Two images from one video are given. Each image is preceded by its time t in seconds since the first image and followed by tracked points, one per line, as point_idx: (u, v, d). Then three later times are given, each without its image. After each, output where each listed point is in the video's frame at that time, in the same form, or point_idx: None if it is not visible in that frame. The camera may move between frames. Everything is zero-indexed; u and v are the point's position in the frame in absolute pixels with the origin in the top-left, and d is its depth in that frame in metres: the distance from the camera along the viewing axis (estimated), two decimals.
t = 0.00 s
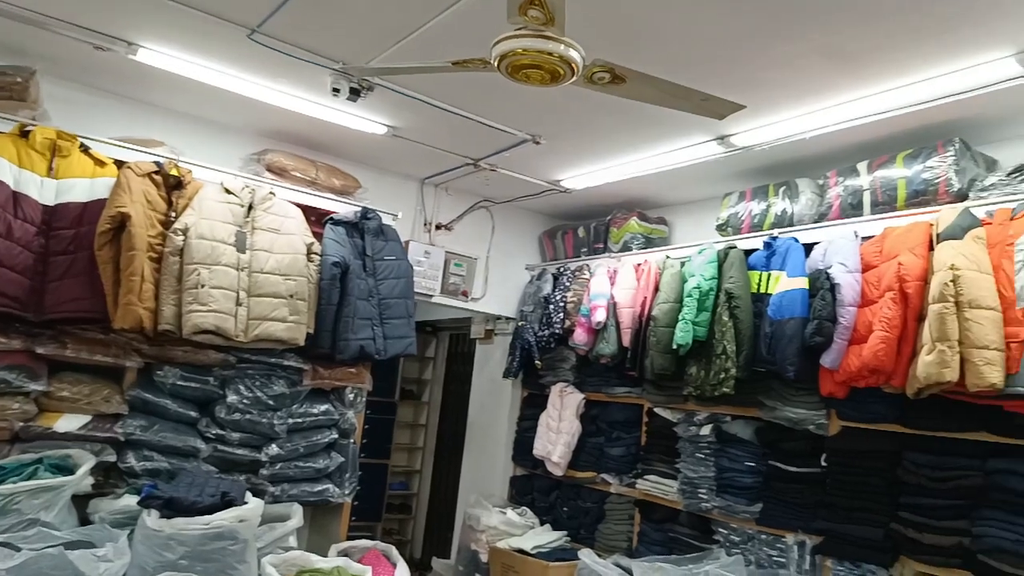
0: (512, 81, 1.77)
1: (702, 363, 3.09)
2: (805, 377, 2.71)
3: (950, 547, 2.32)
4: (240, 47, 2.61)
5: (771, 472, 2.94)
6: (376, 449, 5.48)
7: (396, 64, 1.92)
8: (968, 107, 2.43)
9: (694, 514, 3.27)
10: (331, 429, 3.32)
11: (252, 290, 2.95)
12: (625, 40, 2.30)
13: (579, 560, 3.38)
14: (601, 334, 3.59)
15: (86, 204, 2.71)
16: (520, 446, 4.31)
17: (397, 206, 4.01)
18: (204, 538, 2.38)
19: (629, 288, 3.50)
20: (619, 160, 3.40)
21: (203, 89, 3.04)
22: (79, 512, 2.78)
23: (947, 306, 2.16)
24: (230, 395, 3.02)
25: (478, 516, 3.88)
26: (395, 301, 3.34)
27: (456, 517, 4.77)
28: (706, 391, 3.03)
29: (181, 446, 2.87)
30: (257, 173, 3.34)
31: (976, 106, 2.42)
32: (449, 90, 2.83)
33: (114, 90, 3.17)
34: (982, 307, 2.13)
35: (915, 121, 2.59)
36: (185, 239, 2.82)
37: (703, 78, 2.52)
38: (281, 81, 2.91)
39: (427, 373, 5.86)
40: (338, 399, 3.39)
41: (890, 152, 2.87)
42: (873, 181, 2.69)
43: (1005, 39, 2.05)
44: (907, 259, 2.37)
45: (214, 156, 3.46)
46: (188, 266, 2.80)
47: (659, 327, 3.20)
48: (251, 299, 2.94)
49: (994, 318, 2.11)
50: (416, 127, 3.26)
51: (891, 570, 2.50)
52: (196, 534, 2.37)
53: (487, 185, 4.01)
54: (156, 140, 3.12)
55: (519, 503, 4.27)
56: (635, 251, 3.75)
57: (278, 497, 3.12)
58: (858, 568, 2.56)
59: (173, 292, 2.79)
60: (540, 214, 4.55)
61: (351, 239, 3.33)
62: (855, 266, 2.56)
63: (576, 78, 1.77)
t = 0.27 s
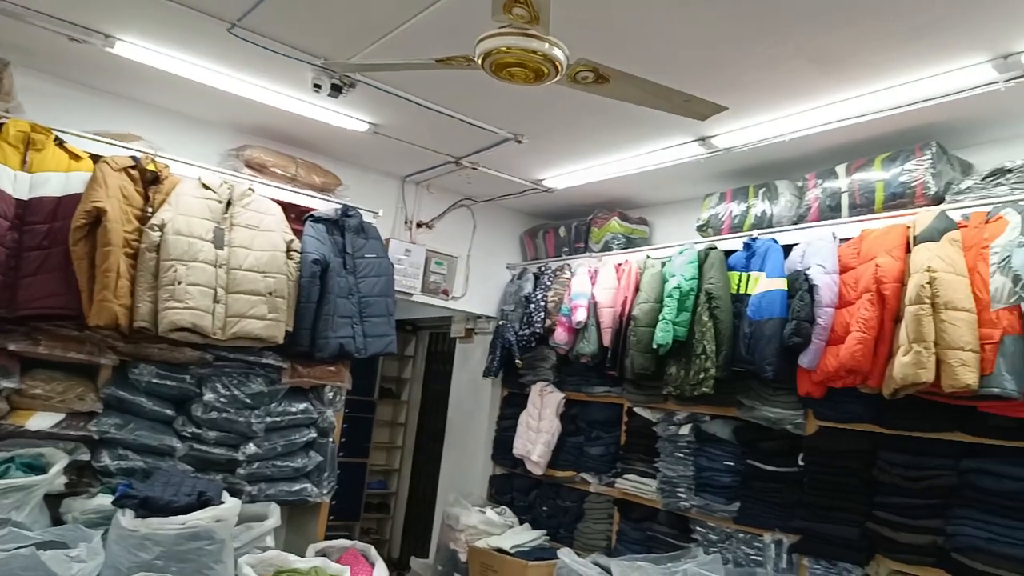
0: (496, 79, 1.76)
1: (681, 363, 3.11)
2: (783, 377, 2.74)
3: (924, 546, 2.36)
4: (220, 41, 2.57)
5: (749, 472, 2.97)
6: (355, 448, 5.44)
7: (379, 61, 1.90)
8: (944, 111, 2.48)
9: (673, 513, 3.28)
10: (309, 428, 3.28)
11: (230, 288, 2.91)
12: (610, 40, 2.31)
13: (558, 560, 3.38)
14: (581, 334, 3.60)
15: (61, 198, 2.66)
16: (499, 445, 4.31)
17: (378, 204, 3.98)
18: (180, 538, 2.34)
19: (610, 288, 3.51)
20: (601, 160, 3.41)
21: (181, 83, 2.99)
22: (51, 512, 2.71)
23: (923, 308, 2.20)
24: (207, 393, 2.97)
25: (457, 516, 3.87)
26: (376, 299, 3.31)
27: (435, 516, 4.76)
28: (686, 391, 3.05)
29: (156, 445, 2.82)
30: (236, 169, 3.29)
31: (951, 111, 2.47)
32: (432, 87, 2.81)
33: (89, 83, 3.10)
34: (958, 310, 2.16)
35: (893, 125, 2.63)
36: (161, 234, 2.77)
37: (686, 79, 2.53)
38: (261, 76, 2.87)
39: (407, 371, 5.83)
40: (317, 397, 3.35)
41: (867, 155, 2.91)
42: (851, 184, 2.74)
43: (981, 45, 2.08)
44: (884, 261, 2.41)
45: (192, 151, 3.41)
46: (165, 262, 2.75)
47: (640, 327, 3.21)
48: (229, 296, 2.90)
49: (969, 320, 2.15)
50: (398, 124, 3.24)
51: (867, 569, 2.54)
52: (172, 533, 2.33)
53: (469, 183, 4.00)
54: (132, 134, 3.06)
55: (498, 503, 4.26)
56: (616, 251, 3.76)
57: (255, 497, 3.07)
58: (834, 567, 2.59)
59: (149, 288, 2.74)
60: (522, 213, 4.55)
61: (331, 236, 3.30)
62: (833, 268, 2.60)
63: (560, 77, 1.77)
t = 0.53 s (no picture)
0: (480, 76, 1.75)
1: (662, 361, 3.13)
2: (762, 376, 2.77)
3: (899, 543, 2.40)
4: (199, 33, 2.53)
5: (728, 470, 2.99)
6: (333, 445, 5.40)
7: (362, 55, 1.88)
8: (921, 115, 2.52)
9: (652, 510, 3.30)
10: (288, 426, 3.24)
11: (208, 283, 2.86)
12: (594, 38, 2.31)
13: (537, 558, 3.38)
14: (562, 332, 3.60)
15: (35, 190, 2.61)
16: (479, 443, 4.30)
17: (359, 200, 3.95)
18: (155, 537, 2.30)
19: (591, 286, 3.51)
20: (583, 159, 3.42)
21: (159, 76, 2.94)
22: (23, 511, 2.64)
23: (900, 308, 2.23)
24: (184, 390, 2.92)
25: (436, 514, 3.85)
26: (356, 296, 3.28)
27: (414, 515, 4.74)
28: (666, 389, 3.07)
29: (131, 442, 2.77)
30: (214, 163, 3.25)
31: (928, 114, 2.51)
32: (415, 84, 2.79)
33: (64, 74, 3.03)
34: (934, 310, 2.20)
35: (872, 127, 2.67)
36: (138, 229, 2.72)
37: (669, 79, 2.54)
38: (241, 69, 2.83)
39: (386, 369, 5.80)
40: (296, 394, 3.32)
41: (846, 157, 2.95)
42: (830, 185, 2.77)
43: (959, 49, 2.12)
44: (862, 261, 2.44)
45: (169, 144, 3.35)
46: (141, 257, 2.70)
47: (621, 326, 3.22)
48: (207, 292, 2.85)
49: (945, 320, 2.18)
50: (379, 120, 3.21)
51: (844, 566, 2.56)
52: (146, 533, 2.29)
53: (450, 180, 3.98)
54: (109, 127, 3.00)
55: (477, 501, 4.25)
56: (597, 250, 3.77)
57: (232, 495, 3.03)
58: (811, 564, 2.62)
59: (124, 284, 2.69)
60: (503, 211, 4.54)
61: (312, 232, 3.26)
62: (811, 268, 2.63)
63: (545, 74, 1.76)
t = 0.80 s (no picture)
0: (465, 73, 1.74)
1: (643, 360, 3.14)
2: (742, 375, 2.79)
3: (876, 541, 2.44)
4: (179, 26, 2.49)
5: (708, 468, 3.02)
6: (313, 443, 5.35)
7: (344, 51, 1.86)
8: (900, 118, 2.55)
9: (632, 509, 3.32)
10: (267, 424, 3.21)
11: (186, 280, 2.82)
12: (580, 37, 2.31)
13: (517, 557, 3.37)
14: (544, 331, 3.60)
15: (11, 183, 2.57)
16: (460, 442, 4.29)
17: (341, 197, 3.92)
18: (132, 536, 2.27)
19: (573, 285, 3.52)
20: (567, 158, 3.42)
21: (138, 69, 2.89)
22: None
23: (879, 308, 2.27)
24: (162, 387, 2.88)
25: (416, 513, 3.84)
26: (337, 293, 3.25)
27: (394, 514, 4.72)
28: (647, 389, 3.09)
29: (108, 440, 2.73)
30: (194, 158, 3.20)
31: (907, 118, 2.55)
32: (399, 80, 2.77)
33: (40, 65, 2.97)
34: (912, 311, 2.23)
35: (852, 130, 2.70)
36: (115, 224, 2.67)
37: (653, 79, 2.55)
38: (222, 64, 2.79)
39: (367, 367, 5.77)
40: (276, 392, 3.28)
41: (825, 159, 2.99)
42: (810, 187, 2.80)
43: (939, 53, 2.15)
44: (841, 262, 2.47)
45: (148, 138, 3.30)
46: (119, 252, 2.65)
47: (603, 325, 3.23)
48: (185, 288, 2.81)
49: (922, 321, 2.22)
50: (362, 116, 3.19)
51: (821, 564, 2.59)
52: (122, 532, 2.25)
53: (433, 178, 3.96)
54: (87, 121, 2.95)
55: (458, 499, 4.25)
56: (579, 249, 3.77)
57: (210, 493, 2.99)
58: (789, 562, 2.65)
59: (101, 280, 2.64)
60: (486, 210, 4.53)
61: (293, 229, 3.22)
62: (791, 269, 2.65)
63: (529, 72, 1.75)
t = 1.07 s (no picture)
0: (449, 72, 1.74)
1: (624, 361, 3.16)
2: (722, 376, 2.82)
3: (852, 540, 2.47)
4: (159, 21, 2.46)
5: (688, 468, 3.04)
6: (292, 444, 5.31)
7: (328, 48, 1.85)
8: (878, 122, 2.59)
9: (613, 509, 3.33)
10: (246, 424, 3.18)
11: (165, 278, 2.78)
12: (565, 38, 2.31)
13: (498, 557, 3.37)
14: (526, 331, 3.61)
15: None
16: (441, 442, 4.28)
17: (322, 195, 3.89)
18: (108, 537, 2.22)
19: (555, 285, 3.53)
20: (550, 159, 3.43)
21: (117, 64, 2.84)
22: None
23: (857, 310, 2.30)
24: (139, 386, 2.84)
25: (397, 513, 3.82)
26: (318, 292, 3.23)
27: (374, 514, 4.69)
28: (629, 389, 3.10)
29: (84, 440, 2.68)
30: (173, 155, 3.16)
31: (885, 122, 2.59)
32: (383, 79, 2.76)
33: (15, 58, 2.91)
34: (889, 313, 2.27)
35: (832, 133, 2.74)
36: (93, 221, 2.62)
37: (638, 80, 2.56)
38: (202, 59, 2.75)
39: (348, 366, 5.73)
40: (255, 392, 3.25)
41: (805, 162, 3.02)
42: (791, 189, 2.84)
43: (918, 58, 2.18)
44: (820, 265, 2.50)
45: (127, 134, 3.25)
46: (96, 250, 2.60)
47: (584, 325, 3.24)
48: (163, 286, 2.77)
49: (900, 323, 2.25)
50: (344, 115, 3.17)
51: (799, 564, 2.62)
52: (98, 532, 2.21)
53: (416, 177, 3.95)
54: (64, 115, 2.89)
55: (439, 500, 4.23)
56: (561, 250, 3.78)
57: (188, 494, 2.96)
58: (767, 561, 2.68)
59: (78, 277, 2.59)
60: (469, 209, 4.52)
61: (273, 227, 3.19)
62: (772, 271, 2.68)
63: (513, 72, 1.75)
